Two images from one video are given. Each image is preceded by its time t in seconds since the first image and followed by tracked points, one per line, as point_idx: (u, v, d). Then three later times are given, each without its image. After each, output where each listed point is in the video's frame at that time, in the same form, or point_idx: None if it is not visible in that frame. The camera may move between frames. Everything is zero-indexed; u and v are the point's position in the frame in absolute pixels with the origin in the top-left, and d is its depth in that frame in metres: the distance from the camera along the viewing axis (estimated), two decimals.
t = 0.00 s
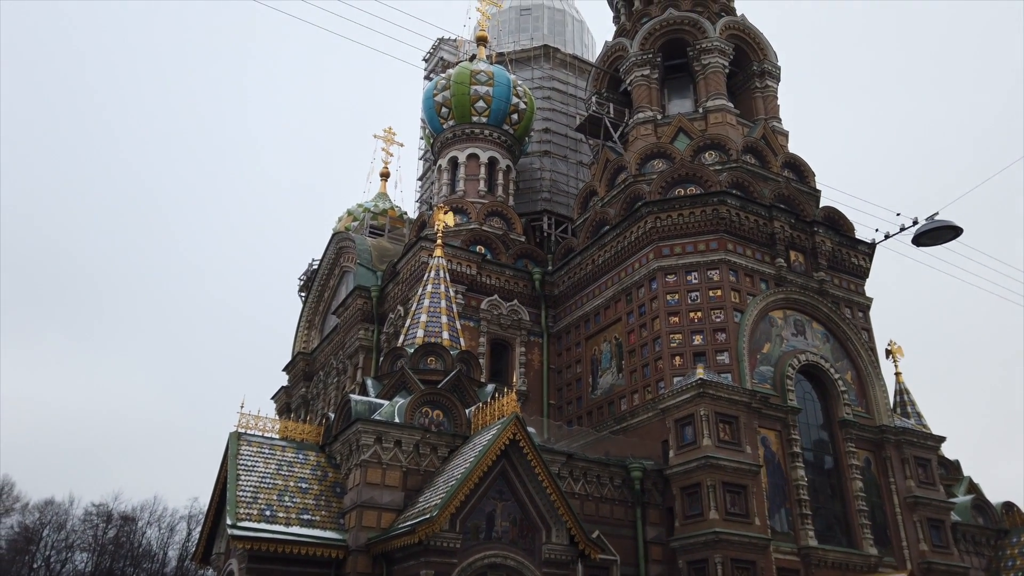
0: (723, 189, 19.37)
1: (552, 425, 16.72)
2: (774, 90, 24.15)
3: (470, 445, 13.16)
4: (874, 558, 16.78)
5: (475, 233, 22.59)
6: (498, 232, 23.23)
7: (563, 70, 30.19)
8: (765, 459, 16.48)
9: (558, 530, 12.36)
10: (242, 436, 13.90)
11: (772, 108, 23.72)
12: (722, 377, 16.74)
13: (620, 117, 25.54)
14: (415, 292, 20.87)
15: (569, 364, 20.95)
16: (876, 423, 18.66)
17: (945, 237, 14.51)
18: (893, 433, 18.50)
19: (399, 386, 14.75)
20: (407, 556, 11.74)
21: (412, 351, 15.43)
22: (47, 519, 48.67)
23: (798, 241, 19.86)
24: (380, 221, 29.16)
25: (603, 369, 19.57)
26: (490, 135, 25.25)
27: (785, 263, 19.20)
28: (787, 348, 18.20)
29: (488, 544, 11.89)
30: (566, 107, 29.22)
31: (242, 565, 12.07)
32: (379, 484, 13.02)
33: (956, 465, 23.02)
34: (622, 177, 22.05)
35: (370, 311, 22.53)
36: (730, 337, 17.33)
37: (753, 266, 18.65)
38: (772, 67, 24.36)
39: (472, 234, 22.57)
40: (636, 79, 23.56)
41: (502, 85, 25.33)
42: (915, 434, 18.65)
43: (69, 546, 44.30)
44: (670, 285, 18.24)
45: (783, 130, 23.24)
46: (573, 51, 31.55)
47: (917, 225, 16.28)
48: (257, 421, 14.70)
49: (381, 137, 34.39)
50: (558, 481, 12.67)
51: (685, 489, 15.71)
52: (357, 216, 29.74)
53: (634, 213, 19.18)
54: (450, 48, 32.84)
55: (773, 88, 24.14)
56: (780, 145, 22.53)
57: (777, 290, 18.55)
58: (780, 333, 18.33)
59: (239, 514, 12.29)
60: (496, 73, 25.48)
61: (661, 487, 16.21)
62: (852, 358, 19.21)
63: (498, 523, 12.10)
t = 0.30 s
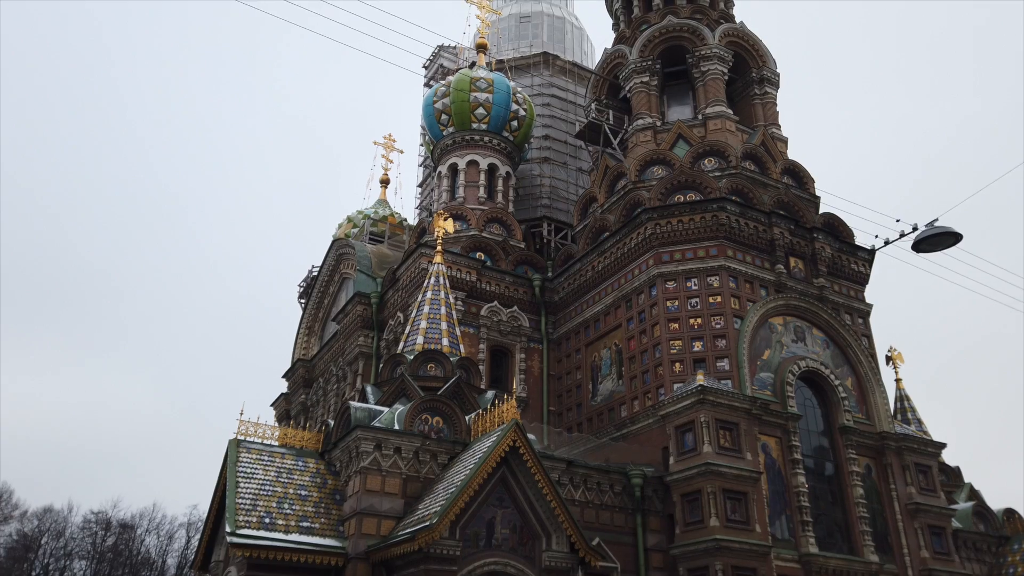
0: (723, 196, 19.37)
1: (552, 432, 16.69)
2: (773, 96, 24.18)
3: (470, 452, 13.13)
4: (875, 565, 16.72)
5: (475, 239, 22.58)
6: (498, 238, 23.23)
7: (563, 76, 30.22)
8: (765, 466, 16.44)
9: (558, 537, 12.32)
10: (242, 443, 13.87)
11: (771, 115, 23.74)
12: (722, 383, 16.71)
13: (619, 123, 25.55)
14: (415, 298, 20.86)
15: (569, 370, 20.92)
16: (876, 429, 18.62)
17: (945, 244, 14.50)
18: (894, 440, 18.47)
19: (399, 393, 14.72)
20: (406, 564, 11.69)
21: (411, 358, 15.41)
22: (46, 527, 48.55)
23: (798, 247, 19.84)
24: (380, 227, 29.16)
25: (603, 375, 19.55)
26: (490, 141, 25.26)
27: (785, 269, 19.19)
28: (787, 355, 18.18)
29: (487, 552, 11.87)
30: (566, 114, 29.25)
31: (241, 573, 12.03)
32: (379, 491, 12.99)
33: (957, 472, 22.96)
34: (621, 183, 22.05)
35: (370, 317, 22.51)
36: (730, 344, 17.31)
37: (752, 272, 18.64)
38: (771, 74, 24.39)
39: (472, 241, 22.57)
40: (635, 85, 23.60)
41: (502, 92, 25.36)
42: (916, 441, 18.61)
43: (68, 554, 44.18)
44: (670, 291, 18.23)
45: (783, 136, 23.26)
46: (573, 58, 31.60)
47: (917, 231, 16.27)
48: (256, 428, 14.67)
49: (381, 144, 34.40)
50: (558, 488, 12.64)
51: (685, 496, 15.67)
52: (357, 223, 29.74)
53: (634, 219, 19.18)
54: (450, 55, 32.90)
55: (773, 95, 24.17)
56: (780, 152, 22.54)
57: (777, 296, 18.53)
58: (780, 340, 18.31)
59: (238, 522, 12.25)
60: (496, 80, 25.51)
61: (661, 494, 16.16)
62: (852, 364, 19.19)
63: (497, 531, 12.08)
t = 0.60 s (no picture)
0: (720, 202, 19.39)
1: (549, 438, 16.66)
2: (770, 104, 24.23)
3: (468, 459, 13.10)
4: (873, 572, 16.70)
5: (473, 245, 22.57)
6: (495, 244, 23.23)
7: (560, 84, 30.26)
8: (763, 473, 16.42)
9: (556, 544, 12.28)
10: (239, 449, 13.84)
11: (769, 122, 23.78)
12: (720, 390, 16.70)
13: (617, 130, 25.59)
14: (412, 305, 20.85)
15: (567, 377, 20.90)
16: (874, 436, 18.62)
17: (943, 251, 14.51)
18: (892, 446, 18.46)
19: (397, 399, 14.69)
20: (403, 571, 11.65)
21: (409, 364, 15.39)
22: (42, 534, 48.38)
23: (795, 253, 19.85)
24: (378, 233, 29.15)
25: (600, 382, 19.53)
26: (488, 148, 25.28)
27: (782, 275, 19.20)
28: (785, 361, 18.18)
29: (485, 558, 11.85)
30: (563, 120, 29.29)
31: None
32: (376, 498, 12.96)
33: (954, 479, 22.94)
34: (619, 190, 22.06)
35: (367, 324, 22.49)
36: (727, 350, 17.31)
37: (750, 279, 18.65)
38: (768, 81, 24.45)
39: (470, 247, 22.56)
40: (633, 92, 23.64)
41: (500, 98, 25.40)
42: (914, 447, 18.60)
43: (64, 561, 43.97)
44: (668, 298, 18.23)
45: (780, 143, 23.30)
46: (570, 65, 31.66)
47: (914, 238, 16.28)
48: (253, 435, 14.63)
49: (379, 150, 34.43)
50: (555, 494, 12.61)
51: (683, 503, 15.65)
52: (355, 229, 29.74)
53: (632, 226, 19.19)
54: (448, 62, 32.95)
55: (770, 102, 24.22)
56: (777, 158, 22.58)
57: (774, 303, 18.54)
58: (777, 346, 18.32)
59: (235, 529, 12.21)
60: (494, 87, 25.56)
61: (659, 501, 16.13)
62: (849, 370, 19.19)
63: (495, 538, 12.05)
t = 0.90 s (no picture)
0: (718, 209, 19.41)
1: (547, 445, 16.64)
2: (767, 111, 24.29)
3: (465, 465, 13.07)
4: None
5: (470, 252, 22.58)
6: (493, 251, 23.22)
7: (558, 91, 30.31)
8: (760, 480, 16.40)
9: (553, 551, 12.23)
10: (235, 456, 13.80)
11: (766, 129, 23.83)
12: (717, 397, 16.68)
13: (614, 137, 25.62)
14: (410, 311, 20.83)
15: (564, 383, 20.88)
16: (871, 443, 18.61)
17: (939, 258, 14.55)
18: (889, 453, 18.45)
19: (393, 406, 14.65)
20: None
21: (406, 371, 15.36)
22: (37, 541, 48.19)
23: (792, 260, 19.87)
24: (375, 240, 29.13)
25: (598, 388, 19.52)
26: (485, 154, 25.29)
27: (779, 282, 19.21)
28: (782, 368, 18.18)
29: (482, 566, 11.80)
30: (561, 127, 29.32)
31: None
32: (373, 505, 12.91)
33: (952, 486, 22.93)
34: (616, 197, 22.08)
35: (364, 330, 22.47)
36: (725, 357, 17.30)
37: (747, 285, 18.66)
38: (765, 88, 24.51)
39: (468, 253, 22.57)
40: (630, 99, 23.69)
41: (497, 105, 25.44)
42: (911, 454, 18.59)
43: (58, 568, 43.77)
44: (665, 304, 18.22)
45: (777, 150, 23.35)
46: (568, 72, 31.72)
47: (911, 245, 16.32)
48: (250, 441, 14.60)
49: (377, 157, 34.46)
50: (552, 501, 12.59)
51: (681, 510, 15.62)
52: (352, 236, 29.71)
53: (629, 232, 19.19)
54: (446, 69, 33.00)
55: (767, 109, 24.27)
56: (773, 165, 22.62)
57: (771, 310, 18.55)
58: (775, 353, 18.31)
59: (231, 536, 12.16)
60: (492, 94, 25.60)
61: (657, 508, 16.10)
62: (846, 377, 19.18)
63: (492, 545, 12.01)
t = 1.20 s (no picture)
0: (715, 216, 19.43)
1: (544, 452, 16.60)
2: (764, 118, 24.34)
3: (462, 472, 13.04)
4: None
5: (468, 258, 22.57)
6: (490, 257, 23.22)
7: (556, 97, 30.34)
8: (758, 487, 16.38)
9: (550, 558, 12.17)
10: (231, 463, 13.76)
11: (763, 136, 23.88)
12: (714, 404, 16.67)
13: (611, 144, 25.65)
14: (407, 317, 20.82)
15: (561, 390, 20.85)
16: (869, 449, 18.60)
17: (935, 265, 14.56)
18: (886, 460, 18.44)
19: (390, 412, 14.62)
20: None
21: (403, 377, 15.33)
22: (32, 548, 48.01)
23: (790, 267, 19.89)
24: (373, 246, 29.11)
25: (595, 395, 19.50)
26: (483, 161, 25.31)
27: (776, 289, 19.22)
28: (779, 375, 18.16)
29: (479, 573, 11.73)
30: (558, 134, 29.35)
31: None
32: (370, 512, 12.87)
33: (949, 493, 22.92)
34: (614, 203, 22.10)
35: (362, 336, 22.43)
36: (722, 363, 17.30)
37: (744, 292, 18.67)
38: (762, 95, 24.56)
39: (465, 259, 22.56)
40: (628, 106, 23.74)
41: (495, 112, 25.47)
42: (908, 461, 18.59)
43: None
44: (662, 311, 18.22)
45: (774, 157, 23.39)
46: (565, 79, 31.78)
47: (907, 252, 16.34)
48: (246, 448, 14.56)
49: (375, 163, 34.49)
50: (549, 507, 12.57)
51: (678, 517, 15.59)
52: (350, 242, 29.69)
53: (627, 239, 19.20)
54: (444, 75, 33.04)
55: (764, 116, 24.32)
56: (770, 172, 22.65)
57: (769, 316, 18.55)
58: (772, 360, 18.31)
59: (227, 543, 12.12)
60: (490, 100, 25.63)
61: (654, 515, 16.07)
62: (844, 384, 19.18)
63: (489, 552, 11.93)
